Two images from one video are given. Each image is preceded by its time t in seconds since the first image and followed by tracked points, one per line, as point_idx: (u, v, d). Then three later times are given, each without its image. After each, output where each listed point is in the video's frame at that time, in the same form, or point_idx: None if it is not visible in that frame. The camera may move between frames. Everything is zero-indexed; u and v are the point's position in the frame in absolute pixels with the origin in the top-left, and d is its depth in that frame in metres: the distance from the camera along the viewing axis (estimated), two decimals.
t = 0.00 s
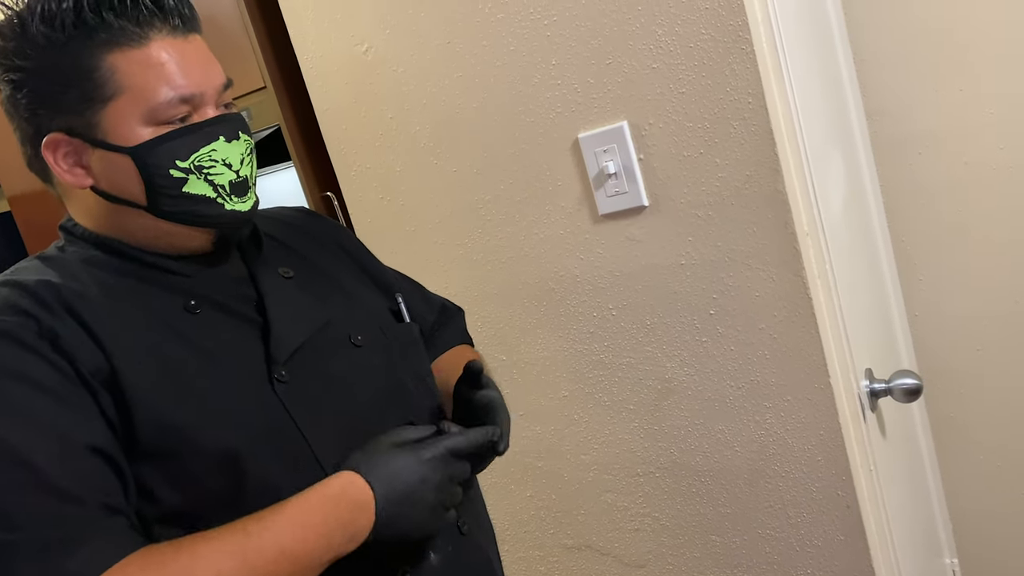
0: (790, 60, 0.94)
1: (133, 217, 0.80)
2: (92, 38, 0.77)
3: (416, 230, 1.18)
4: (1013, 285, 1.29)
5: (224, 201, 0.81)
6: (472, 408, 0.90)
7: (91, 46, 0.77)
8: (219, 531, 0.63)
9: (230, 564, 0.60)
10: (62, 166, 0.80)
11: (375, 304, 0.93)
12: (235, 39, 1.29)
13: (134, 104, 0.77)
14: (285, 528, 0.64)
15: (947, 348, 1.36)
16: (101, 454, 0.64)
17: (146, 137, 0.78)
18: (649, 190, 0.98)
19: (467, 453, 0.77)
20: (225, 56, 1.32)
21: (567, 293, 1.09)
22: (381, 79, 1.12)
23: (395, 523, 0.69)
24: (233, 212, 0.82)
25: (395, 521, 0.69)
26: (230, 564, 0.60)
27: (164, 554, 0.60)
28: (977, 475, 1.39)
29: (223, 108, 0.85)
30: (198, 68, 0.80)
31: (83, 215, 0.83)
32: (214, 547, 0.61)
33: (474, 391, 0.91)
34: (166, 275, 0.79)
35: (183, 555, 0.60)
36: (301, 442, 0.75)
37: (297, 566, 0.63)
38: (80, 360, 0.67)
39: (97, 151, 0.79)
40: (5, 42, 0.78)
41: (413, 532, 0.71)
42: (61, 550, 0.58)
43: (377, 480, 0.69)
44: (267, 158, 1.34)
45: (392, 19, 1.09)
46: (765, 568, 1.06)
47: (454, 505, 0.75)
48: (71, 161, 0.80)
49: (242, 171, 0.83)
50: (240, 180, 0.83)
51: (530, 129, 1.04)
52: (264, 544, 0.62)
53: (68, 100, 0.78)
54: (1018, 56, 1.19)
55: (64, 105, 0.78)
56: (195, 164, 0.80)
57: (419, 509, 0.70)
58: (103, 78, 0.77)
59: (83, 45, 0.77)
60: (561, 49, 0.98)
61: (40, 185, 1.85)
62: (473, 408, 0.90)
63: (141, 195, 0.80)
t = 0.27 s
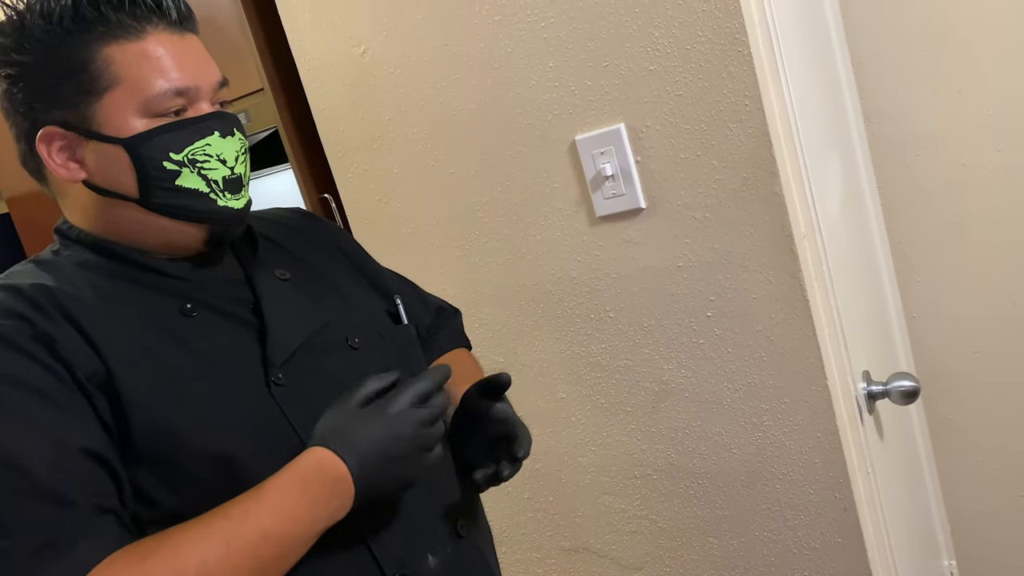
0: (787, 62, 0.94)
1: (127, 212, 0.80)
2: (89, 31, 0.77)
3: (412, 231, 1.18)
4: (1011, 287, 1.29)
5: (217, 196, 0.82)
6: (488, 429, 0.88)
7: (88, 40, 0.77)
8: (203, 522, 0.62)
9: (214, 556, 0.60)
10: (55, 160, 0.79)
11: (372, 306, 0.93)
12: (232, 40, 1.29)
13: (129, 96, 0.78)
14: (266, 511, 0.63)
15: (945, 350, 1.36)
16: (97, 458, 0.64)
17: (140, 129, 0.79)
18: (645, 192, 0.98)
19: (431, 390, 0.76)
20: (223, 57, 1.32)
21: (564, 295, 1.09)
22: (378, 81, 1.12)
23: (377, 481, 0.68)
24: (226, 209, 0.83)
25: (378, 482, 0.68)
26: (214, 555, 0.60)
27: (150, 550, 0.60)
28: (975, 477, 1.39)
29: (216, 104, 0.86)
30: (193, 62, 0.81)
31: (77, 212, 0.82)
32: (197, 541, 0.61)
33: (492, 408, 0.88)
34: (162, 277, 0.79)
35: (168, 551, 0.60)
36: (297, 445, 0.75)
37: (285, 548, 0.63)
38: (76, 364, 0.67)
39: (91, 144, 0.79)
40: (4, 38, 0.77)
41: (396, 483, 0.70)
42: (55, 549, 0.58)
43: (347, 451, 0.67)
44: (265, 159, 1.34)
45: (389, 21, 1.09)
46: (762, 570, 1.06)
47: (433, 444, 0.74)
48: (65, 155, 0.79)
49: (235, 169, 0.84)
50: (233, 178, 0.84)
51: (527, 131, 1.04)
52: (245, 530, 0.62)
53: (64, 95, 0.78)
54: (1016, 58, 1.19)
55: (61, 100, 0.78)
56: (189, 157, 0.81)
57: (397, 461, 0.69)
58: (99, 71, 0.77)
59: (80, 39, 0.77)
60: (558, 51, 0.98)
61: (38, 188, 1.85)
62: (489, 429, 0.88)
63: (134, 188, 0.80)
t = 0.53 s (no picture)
0: (787, 62, 0.94)
1: (128, 212, 0.80)
2: (88, 33, 0.77)
3: (411, 232, 1.17)
4: (1011, 288, 1.28)
5: (217, 199, 0.82)
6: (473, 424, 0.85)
7: (86, 42, 0.77)
8: (205, 528, 0.62)
9: (217, 559, 0.60)
10: (56, 162, 0.79)
11: (372, 306, 0.93)
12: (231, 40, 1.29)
13: (128, 98, 0.77)
14: (271, 519, 0.63)
15: (944, 352, 1.36)
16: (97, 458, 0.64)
17: (139, 132, 0.78)
18: (645, 192, 0.98)
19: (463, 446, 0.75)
20: (222, 57, 1.32)
21: (564, 296, 1.08)
22: (378, 81, 1.12)
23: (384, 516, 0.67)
24: (227, 211, 0.82)
25: (382, 513, 0.67)
26: (217, 558, 0.60)
27: (153, 552, 0.60)
28: (975, 479, 1.39)
29: (217, 104, 0.85)
30: (192, 63, 0.80)
31: (78, 213, 0.82)
32: (199, 545, 0.61)
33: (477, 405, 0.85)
34: (162, 276, 0.79)
35: (170, 554, 0.60)
36: (297, 444, 0.75)
37: (287, 557, 0.63)
38: (76, 363, 0.67)
39: (90, 146, 0.79)
40: (5, 40, 0.78)
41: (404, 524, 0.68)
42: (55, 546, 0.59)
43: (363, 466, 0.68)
44: (265, 160, 1.34)
45: (388, 22, 1.08)
46: (762, 572, 1.06)
47: (450, 496, 0.72)
48: (65, 157, 0.79)
49: (236, 170, 0.84)
50: (233, 180, 0.84)
51: (527, 131, 1.04)
52: (249, 535, 0.62)
53: (65, 96, 0.78)
54: (1016, 59, 1.19)
55: (61, 101, 0.78)
56: (188, 160, 0.80)
57: (407, 496, 0.68)
58: (98, 73, 0.77)
59: (78, 41, 0.77)
60: (558, 51, 0.98)
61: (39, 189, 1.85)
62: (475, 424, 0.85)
63: (133, 187, 0.79)
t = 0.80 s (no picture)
0: (788, 64, 0.93)
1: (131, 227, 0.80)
2: (122, 47, 0.76)
3: (413, 233, 1.17)
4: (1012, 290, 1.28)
5: (220, 228, 0.81)
6: (486, 411, 0.85)
7: (119, 56, 0.76)
8: (206, 526, 0.62)
9: (216, 558, 0.60)
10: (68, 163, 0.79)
11: (372, 308, 0.93)
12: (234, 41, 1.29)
13: (150, 120, 0.76)
14: (271, 516, 0.63)
15: (945, 354, 1.36)
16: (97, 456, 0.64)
17: (155, 154, 0.78)
18: (647, 194, 0.98)
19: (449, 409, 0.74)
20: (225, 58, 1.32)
21: (565, 298, 1.08)
22: (379, 82, 1.12)
23: (383, 499, 0.67)
24: (228, 241, 0.82)
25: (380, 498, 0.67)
26: (217, 558, 0.60)
27: (153, 552, 0.60)
28: (975, 481, 1.39)
29: (241, 132, 0.83)
30: (223, 93, 0.79)
31: (84, 215, 0.83)
32: (199, 544, 0.60)
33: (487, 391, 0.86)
34: (161, 277, 0.79)
35: (170, 554, 0.60)
36: (296, 445, 0.75)
37: (287, 553, 0.63)
38: (76, 363, 0.67)
39: (104, 155, 0.78)
40: (40, 34, 0.78)
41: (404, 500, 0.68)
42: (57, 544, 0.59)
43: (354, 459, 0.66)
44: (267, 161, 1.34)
45: (390, 23, 1.08)
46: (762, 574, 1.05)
47: (447, 459, 0.72)
48: (78, 160, 0.79)
49: (244, 202, 0.83)
50: (240, 211, 0.83)
51: (528, 132, 1.04)
52: (249, 533, 0.61)
53: (86, 104, 0.77)
54: (1017, 62, 1.19)
55: (81, 108, 0.78)
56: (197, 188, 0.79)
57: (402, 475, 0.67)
58: (124, 89, 0.76)
59: (110, 53, 0.76)
60: (559, 52, 0.98)
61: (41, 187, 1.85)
62: (488, 411, 0.85)
63: (139, 208, 0.79)
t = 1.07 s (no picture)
0: (791, 68, 0.94)
1: (143, 228, 0.81)
2: (134, 50, 0.77)
3: (416, 236, 1.18)
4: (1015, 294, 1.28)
5: (233, 227, 0.82)
6: (506, 377, 0.84)
7: (131, 58, 0.76)
8: (196, 504, 0.62)
9: (208, 534, 0.59)
10: (79, 167, 0.80)
11: (373, 309, 0.93)
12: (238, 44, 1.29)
13: (163, 123, 0.77)
14: (259, 487, 0.62)
15: (948, 359, 1.36)
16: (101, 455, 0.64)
17: (169, 157, 0.78)
18: (650, 197, 0.98)
19: (425, 354, 0.74)
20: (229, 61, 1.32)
21: (568, 301, 1.09)
22: (384, 86, 1.12)
23: (370, 453, 0.67)
24: (241, 240, 0.83)
25: (367, 452, 0.66)
26: (209, 534, 0.60)
27: (146, 535, 0.60)
28: (978, 485, 1.38)
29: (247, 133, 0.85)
30: (233, 94, 0.80)
31: (92, 219, 0.83)
32: (190, 523, 0.60)
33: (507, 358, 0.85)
34: (166, 281, 0.79)
35: (161, 534, 0.59)
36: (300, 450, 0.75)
37: (279, 523, 0.62)
38: (81, 363, 0.67)
39: (117, 158, 0.79)
40: (48, 38, 0.78)
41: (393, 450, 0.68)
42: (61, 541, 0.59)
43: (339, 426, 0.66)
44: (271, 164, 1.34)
45: (394, 26, 1.09)
46: None
47: (429, 408, 0.72)
48: (88, 164, 0.80)
49: (256, 201, 0.84)
50: (252, 210, 0.84)
51: (531, 136, 1.04)
52: (238, 507, 0.61)
53: (96, 106, 0.77)
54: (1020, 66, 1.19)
55: (91, 111, 0.78)
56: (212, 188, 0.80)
57: (384, 428, 0.67)
58: (136, 91, 0.76)
59: (123, 56, 0.76)
60: (562, 56, 0.98)
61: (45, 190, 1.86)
62: (507, 377, 0.84)
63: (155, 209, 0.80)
